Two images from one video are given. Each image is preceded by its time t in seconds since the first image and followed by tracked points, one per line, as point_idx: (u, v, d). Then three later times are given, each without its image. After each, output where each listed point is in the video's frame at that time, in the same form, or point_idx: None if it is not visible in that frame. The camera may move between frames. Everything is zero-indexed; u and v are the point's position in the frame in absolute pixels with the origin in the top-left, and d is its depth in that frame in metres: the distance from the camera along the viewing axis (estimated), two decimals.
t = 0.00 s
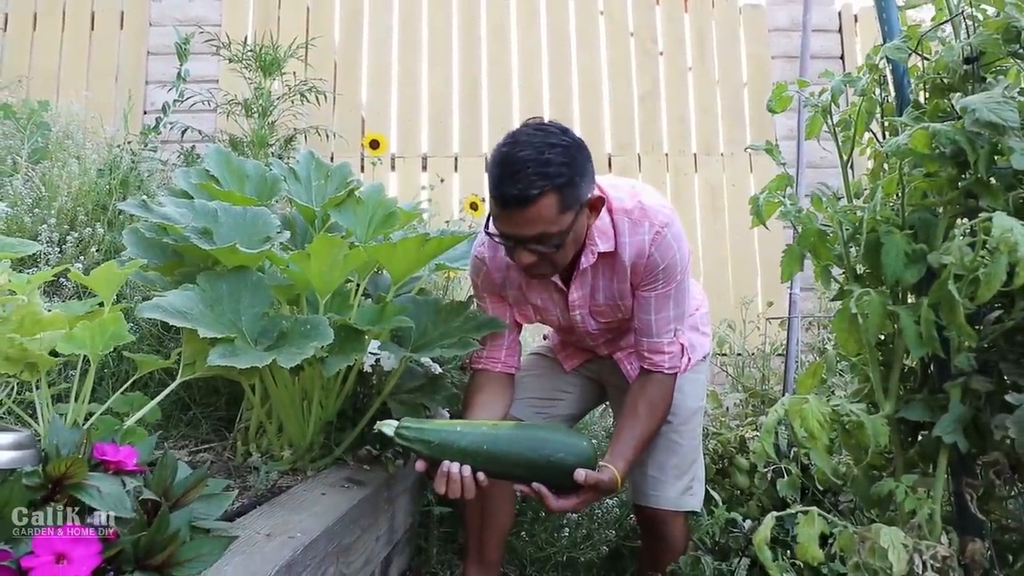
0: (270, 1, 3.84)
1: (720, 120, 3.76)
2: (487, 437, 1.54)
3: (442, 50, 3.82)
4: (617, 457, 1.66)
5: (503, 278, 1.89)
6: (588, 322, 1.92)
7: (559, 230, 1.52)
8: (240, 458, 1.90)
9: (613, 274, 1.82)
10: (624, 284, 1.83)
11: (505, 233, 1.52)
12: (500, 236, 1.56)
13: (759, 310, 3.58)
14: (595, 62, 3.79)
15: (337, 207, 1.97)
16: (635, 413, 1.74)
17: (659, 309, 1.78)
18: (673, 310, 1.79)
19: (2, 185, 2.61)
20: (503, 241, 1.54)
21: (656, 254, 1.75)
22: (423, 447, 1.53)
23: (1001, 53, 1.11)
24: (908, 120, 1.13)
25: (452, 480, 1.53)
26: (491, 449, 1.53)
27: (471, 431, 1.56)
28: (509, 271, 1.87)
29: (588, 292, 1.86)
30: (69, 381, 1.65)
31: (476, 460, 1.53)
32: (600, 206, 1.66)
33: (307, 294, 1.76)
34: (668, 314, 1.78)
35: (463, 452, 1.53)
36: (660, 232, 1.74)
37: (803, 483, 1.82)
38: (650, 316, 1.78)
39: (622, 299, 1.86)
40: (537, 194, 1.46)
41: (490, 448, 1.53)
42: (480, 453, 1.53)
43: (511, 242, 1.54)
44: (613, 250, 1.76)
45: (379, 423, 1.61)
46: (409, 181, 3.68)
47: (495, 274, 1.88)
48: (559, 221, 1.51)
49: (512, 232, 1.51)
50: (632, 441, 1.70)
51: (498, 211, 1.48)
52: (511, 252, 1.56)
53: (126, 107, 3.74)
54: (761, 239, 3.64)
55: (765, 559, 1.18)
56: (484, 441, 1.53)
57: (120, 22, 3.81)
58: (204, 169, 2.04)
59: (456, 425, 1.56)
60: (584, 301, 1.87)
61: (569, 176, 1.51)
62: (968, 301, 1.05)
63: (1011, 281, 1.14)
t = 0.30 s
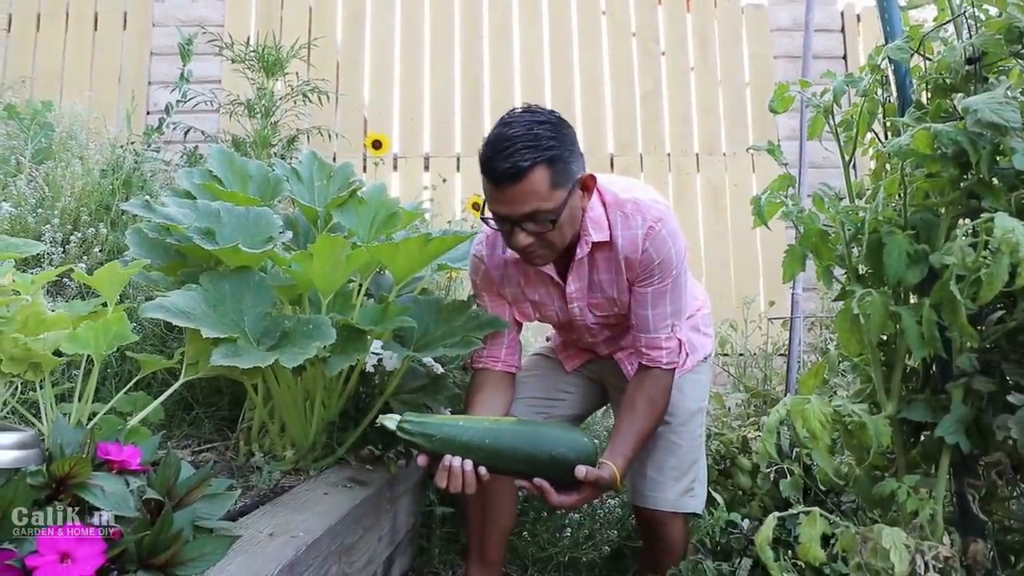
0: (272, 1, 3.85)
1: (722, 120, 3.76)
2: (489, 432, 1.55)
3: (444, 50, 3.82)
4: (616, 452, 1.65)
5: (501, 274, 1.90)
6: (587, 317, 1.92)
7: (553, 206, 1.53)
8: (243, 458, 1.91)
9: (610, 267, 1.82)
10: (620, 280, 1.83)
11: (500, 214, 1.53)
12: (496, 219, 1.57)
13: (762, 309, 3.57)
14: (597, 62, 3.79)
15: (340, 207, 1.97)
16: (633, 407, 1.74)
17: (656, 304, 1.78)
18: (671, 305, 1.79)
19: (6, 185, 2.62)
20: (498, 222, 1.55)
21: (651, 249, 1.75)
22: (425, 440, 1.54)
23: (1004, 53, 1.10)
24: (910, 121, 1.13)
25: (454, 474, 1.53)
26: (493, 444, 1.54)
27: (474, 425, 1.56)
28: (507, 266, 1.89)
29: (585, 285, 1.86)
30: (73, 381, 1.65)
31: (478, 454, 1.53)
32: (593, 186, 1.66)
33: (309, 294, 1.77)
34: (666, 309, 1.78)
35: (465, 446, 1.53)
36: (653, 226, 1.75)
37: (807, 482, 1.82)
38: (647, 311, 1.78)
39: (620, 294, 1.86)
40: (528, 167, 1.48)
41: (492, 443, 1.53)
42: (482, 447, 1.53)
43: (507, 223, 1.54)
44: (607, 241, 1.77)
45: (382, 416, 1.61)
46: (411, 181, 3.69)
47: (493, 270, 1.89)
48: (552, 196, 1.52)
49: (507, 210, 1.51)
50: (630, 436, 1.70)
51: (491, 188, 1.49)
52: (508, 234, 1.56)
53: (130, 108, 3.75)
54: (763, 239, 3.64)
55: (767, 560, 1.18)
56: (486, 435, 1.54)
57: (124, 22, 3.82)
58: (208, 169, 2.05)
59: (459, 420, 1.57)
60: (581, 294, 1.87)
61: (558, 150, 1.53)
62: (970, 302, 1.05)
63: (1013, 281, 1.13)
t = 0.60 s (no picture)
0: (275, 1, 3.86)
1: (725, 119, 3.75)
2: (487, 432, 1.55)
3: (446, 50, 3.83)
4: (613, 455, 1.65)
5: (497, 274, 1.90)
6: (582, 316, 1.92)
7: (541, 212, 1.53)
8: (246, 456, 1.91)
9: (605, 268, 1.82)
10: (616, 280, 1.82)
11: (489, 218, 1.54)
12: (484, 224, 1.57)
13: (765, 309, 3.57)
14: (600, 61, 3.79)
15: (342, 206, 1.97)
16: (630, 410, 1.73)
17: (652, 305, 1.77)
18: (667, 306, 1.77)
19: (10, 184, 2.63)
20: (488, 225, 1.56)
21: (645, 249, 1.75)
22: (423, 440, 1.54)
23: (1008, 50, 1.10)
24: (914, 119, 1.13)
25: (451, 474, 1.52)
26: (490, 444, 1.54)
27: (471, 425, 1.56)
28: (502, 266, 1.89)
29: (580, 285, 1.86)
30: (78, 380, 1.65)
31: (475, 455, 1.53)
32: (584, 190, 1.66)
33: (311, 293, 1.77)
34: (662, 310, 1.77)
35: (462, 446, 1.53)
36: (648, 227, 1.74)
37: (809, 482, 1.81)
38: (643, 312, 1.76)
39: (615, 295, 1.86)
40: (516, 174, 1.48)
41: (489, 443, 1.53)
42: (479, 448, 1.53)
43: (496, 228, 1.55)
44: (601, 242, 1.77)
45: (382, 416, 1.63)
46: (414, 181, 3.69)
47: (489, 270, 1.90)
48: (540, 203, 1.52)
49: (495, 215, 1.52)
50: (627, 438, 1.69)
51: (479, 193, 1.50)
52: (497, 238, 1.56)
53: (133, 108, 3.76)
54: (766, 238, 3.64)
55: (771, 559, 1.18)
56: (484, 435, 1.54)
57: (127, 22, 3.83)
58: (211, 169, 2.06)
59: (456, 420, 1.57)
60: (576, 294, 1.87)
61: (548, 156, 1.53)
62: (975, 300, 1.05)
63: (1018, 279, 1.13)
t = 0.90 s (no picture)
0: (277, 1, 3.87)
1: (727, 119, 3.75)
2: (487, 436, 1.54)
3: (448, 50, 3.83)
4: (614, 458, 1.65)
5: (497, 274, 1.90)
6: (583, 315, 1.92)
7: (539, 208, 1.53)
8: (250, 455, 1.92)
9: (606, 268, 1.82)
10: (616, 280, 1.82)
11: (488, 217, 1.54)
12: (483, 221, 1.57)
13: (767, 308, 3.57)
14: (602, 61, 3.79)
15: (345, 206, 1.98)
16: (631, 413, 1.73)
17: (652, 306, 1.77)
18: (667, 307, 1.77)
19: (15, 185, 2.65)
20: (487, 225, 1.56)
21: (646, 250, 1.74)
22: (423, 444, 1.54)
23: (1011, 49, 1.10)
24: (917, 117, 1.12)
25: (451, 478, 1.53)
26: (490, 449, 1.53)
27: (472, 429, 1.56)
28: (502, 266, 1.89)
29: (581, 286, 1.86)
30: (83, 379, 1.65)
31: (474, 460, 1.53)
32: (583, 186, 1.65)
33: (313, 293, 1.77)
34: (662, 311, 1.76)
35: (462, 450, 1.53)
36: (648, 227, 1.73)
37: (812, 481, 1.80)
38: (644, 314, 1.76)
39: (616, 294, 1.85)
40: (513, 171, 1.48)
41: (489, 448, 1.53)
42: (479, 453, 1.53)
43: (496, 227, 1.55)
44: (601, 241, 1.77)
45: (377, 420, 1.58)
46: (416, 180, 3.70)
47: (489, 270, 1.90)
48: (538, 199, 1.52)
49: (494, 214, 1.52)
50: (628, 441, 1.69)
51: (477, 192, 1.50)
52: (497, 238, 1.56)
53: (136, 108, 3.77)
54: (769, 237, 3.63)
55: (773, 557, 1.18)
56: (483, 440, 1.53)
57: (130, 23, 3.84)
58: (214, 169, 2.06)
59: (457, 424, 1.57)
60: (577, 294, 1.87)
61: (544, 152, 1.53)
62: (978, 298, 1.05)
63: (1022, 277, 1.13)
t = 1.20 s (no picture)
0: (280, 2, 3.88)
1: (730, 118, 3.75)
2: (488, 439, 1.55)
3: (451, 51, 3.83)
4: (618, 455, 1.65)
5: (499, 268, 1.92)
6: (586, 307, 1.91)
7: (544, 149, 1.59)
8: (253, 454, 1.93)
9: (607, 256, 1.81)
10: (618, 269, 1.82)
11: (496, 167, 1.57)
12: (490, 177, 1.60)
13: (770, 308, 3.56)
14: (604, 61, 3.80)
15: (348, 207, 1.99)
16: (635, 408, 1.73)
17: (655, 297, 1.76)
18: (670, 297, 1.76)
19: (20, 185, 2.66)
20: (494, 180, 1.59)
21: (645, 238, 1.74)
22: (423, 446, 1.55)
23: (1012, 48, 1.10)
24: (919, 117, 1.12)
25: (453, 480, 1.54)
26: (491, 451, 1.53)
27: (473, 432, 1.56)
28: (503, 258, 1.91)
29: (583, 274, 1.86)
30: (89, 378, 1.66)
31: (476, 462, 1.53)
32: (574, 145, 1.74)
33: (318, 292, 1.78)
34: (666, 302, 1.75)
35: (463, 452, 1.53)
36: (643, 215, 1.74)
37: (815, 480, 1.82)
38: (646, 305, 1.75)
39: (617, 282, 1.85)
40: (510, 112, 1.56)
41: (490, 450, 1.53)
42: (480, 455, 1.53)
43: (504, 177, 1.58)
44: (599, 221, 1.78)
45: (381, 421, 1.63)
46: (419, 180, 3.70)
47: (492, 263, 1.91)
48: (541, 139, 1.59)
49: (501, 161, 1.56)
50: (632, 438, 1.69)
51: (480, 139, 1.56)
52: (507, 189, 1.59)
53: (140, 108, 3.79)
54: (772, 237, 3.63)
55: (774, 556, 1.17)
56: (484, 443, 1.54)
57: (134, 23, 3.86)
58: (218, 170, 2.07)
59: (458, 427, 1.57)
60: (580, 277, 1.86)
61: (537, 101, 1.63)
62: (979, 297, 1.05)
63: None
